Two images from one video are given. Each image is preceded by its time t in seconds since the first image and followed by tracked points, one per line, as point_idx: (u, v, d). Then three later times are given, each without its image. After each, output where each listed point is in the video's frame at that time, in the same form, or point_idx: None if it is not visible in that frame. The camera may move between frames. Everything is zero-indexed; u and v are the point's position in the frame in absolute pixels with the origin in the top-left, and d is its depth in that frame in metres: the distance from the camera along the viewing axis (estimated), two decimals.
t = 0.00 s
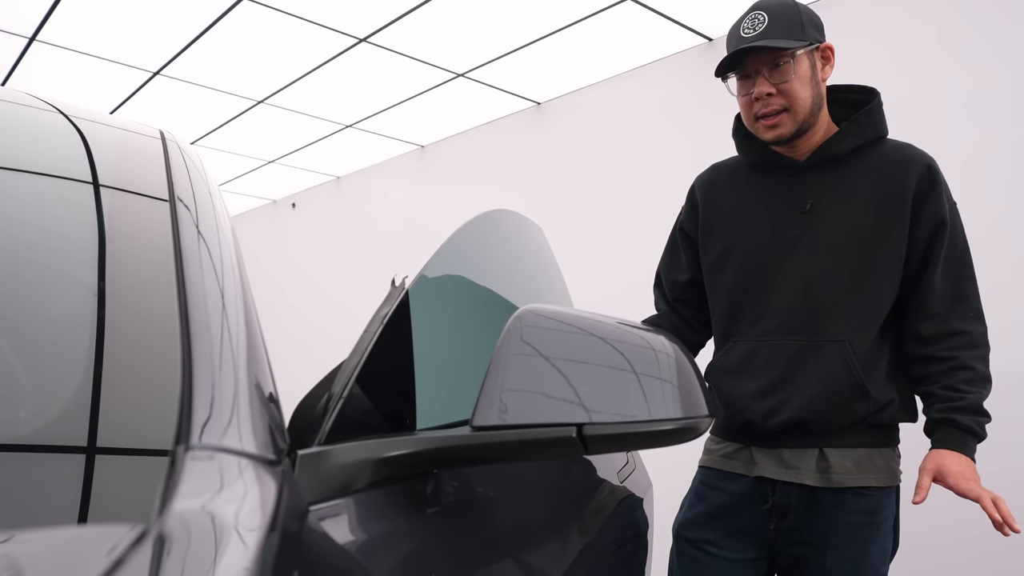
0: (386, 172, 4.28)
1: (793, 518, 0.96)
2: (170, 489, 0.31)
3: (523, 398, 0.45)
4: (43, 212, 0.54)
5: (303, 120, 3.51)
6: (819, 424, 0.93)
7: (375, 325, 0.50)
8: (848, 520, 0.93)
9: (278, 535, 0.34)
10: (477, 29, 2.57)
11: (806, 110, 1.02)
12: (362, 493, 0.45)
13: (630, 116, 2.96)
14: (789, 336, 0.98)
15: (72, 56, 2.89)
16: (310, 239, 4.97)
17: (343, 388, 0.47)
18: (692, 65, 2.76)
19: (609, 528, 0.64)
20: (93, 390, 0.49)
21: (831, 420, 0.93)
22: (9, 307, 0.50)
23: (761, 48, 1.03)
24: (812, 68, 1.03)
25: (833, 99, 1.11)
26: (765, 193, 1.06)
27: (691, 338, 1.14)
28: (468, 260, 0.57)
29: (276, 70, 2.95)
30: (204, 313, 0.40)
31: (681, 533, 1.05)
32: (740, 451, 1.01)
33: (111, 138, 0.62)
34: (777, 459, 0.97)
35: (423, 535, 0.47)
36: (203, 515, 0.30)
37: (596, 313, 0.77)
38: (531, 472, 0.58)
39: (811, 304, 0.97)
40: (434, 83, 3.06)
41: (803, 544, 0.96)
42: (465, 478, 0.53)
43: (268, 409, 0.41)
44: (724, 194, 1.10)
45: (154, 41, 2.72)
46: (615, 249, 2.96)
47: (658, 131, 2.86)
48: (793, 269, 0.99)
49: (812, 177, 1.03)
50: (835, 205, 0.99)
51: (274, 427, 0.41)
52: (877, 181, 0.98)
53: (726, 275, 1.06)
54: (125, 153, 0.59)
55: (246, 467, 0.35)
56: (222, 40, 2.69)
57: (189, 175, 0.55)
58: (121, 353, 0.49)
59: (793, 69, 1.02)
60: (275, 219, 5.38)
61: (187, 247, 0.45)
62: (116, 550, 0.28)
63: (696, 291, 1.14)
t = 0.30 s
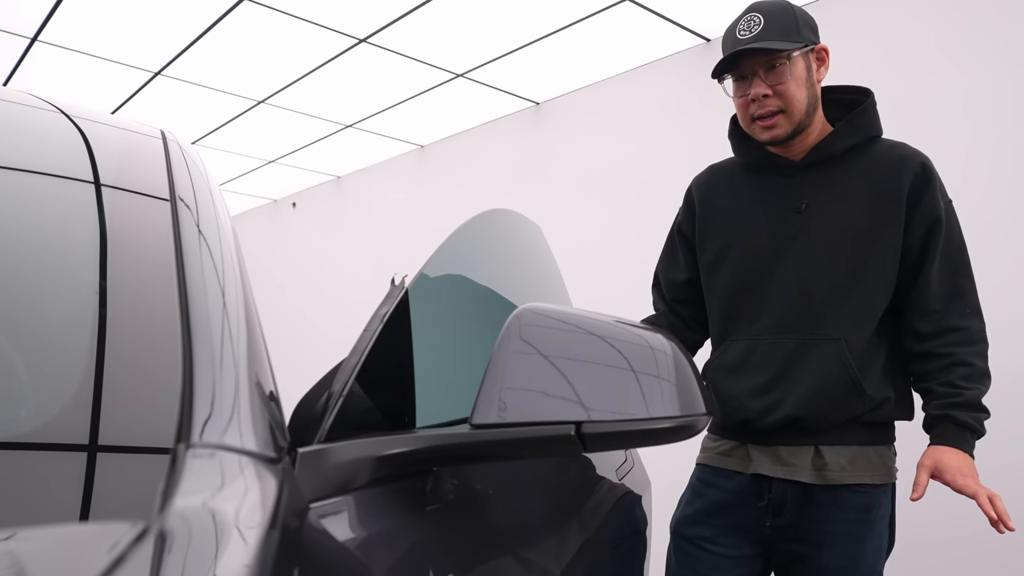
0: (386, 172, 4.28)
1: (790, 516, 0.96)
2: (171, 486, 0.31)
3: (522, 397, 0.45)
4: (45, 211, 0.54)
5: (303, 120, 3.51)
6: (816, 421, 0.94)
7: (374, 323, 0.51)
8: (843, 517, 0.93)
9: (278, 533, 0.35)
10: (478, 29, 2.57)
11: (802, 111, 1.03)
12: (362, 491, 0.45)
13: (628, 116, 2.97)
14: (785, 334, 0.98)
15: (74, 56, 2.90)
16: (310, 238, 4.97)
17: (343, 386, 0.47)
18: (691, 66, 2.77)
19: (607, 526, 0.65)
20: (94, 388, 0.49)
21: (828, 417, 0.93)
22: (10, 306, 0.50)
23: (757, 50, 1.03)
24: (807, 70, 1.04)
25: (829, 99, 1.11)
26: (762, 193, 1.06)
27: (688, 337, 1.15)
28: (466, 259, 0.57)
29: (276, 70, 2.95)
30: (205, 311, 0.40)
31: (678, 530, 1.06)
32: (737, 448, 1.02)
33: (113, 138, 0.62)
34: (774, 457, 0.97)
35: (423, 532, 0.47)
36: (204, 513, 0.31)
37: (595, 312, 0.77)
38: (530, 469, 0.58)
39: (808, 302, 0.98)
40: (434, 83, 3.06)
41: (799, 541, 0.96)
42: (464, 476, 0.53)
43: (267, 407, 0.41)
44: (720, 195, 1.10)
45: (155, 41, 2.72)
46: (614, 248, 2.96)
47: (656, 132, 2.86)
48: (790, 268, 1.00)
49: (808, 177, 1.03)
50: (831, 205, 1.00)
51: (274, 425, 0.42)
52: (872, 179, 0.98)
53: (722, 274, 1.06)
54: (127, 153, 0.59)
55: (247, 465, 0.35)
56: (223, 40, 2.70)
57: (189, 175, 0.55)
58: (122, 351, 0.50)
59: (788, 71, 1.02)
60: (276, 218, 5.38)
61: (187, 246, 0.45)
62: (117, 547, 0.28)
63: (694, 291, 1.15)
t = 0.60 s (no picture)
0: (386, 172, 4.28)
1: (787, 513, 0.96)
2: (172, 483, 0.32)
3: (521, 395, 0.46)
4: (47, 211, 0.55)
5: (303, 120, 3.52)
6: (812, 420, 0.94)
7: (374, 322, 0.51)
8: (841, 515, 0.93)
9: (280, 530, 0.35)
10: (478, 29, 2.57)
11: (799, 112, 1.03)
12: (362, 488, 0.46)
13: (627, 116, 2.97)
14: (782, 333, 0.99)
15: (75, 56, 2.90)
16: (310, 237, 4.97)
17: (343, 385, 0.48)
18: (688, 67, 2.77)
19: (606, 523, 0.65)
20: (96, 386, 0.50)
21: (825, 416, 0.94)
22: (12, 303, 0.50)
23: (754, 52, 1.03)
24: (804, 71, 1.04)
25: (825, 101, 1.12)
26: (760, 193, 1.06)
27: (686, 336, 1.15)
28: (466, 258, 0.57)
29: (277, 70, 2.95)
30: (206, 310, 0.41)
31: (677, 528, 1.06)
32: (735, 446, 1.02)
33: (114, 138, 0.62)
34: (771, 455, 0.98)
35: (423, 529, 0.48)
36: (204, 511, 0.31)
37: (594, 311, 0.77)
38: (529, 468, 0.59)
39: (805, 302, 0.98)
40: (433, 83, 3.06)
41: (797, 539, 0.97)
42: (464, 474, 0.54)
43: (268, 405, 0.42)
44: (718, 195, 1.11)
45: (157, 41, 2.72)
46: (613, 247, 2.96)
47: (655, 133, 2.86)
48: (787, 269, 1.00)
49: (805, 177, 1.03)
50: (828, 206, 1.00)
51: (275, 423, 0.42)
52: (868, 180, 0.99)
53: (720, 274, 1.06)
54: (128, 152, 0.60)
55: (247, 463, 0.36)
56: (224, 41, 2.70)
57: (190, 175, 0.55)
58: (123, 349, 0.50)
59: (785, 73, 1.02)
60: (275, 217, 5.39)
61: (188, 245, 0.45)
62: (118, 544, 0.28)
63: (692, 291, 1.15)
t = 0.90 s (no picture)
0: (386, 171, 4.29)
1: (785, 511, 0.97)
2: (173, 482, 0.32)
3: (520, 393, 0.46)
4: (49, 209, 0.55)
5: (304, 120, 3.52)
6: (810, 419, 0.94)
7: (375, 321, 0.51)
8: (838, 513, 0.94)
9: (281, 526, 0.36)
10: (479, 29, 2.57)
11: (795, 114, 1.03)
12: (362, 486, 0.46)
13: (626, 117, 2.97)
14: (780, 333, 0.99)
15: (77, 55, 2.90)
16: (310, 236, 4.98)
17: (343, 383, 0.48)
18: (687, 67, 2.77)
19: (604, 521, 0.65)
20: (98, 383, 0.50)
21: (822, 415, 0.94)
22: (13, 301, 0.51)
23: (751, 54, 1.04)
24: (800, 72, 1.04)
25: (822, 102, 1.12)
26: (758, 193, 1.07)
27: (684, 336, 1.15)
28: (466, 257, 0.58)
29: (278, 70, 2.96)
30: (207, 310, 0.41)
31: (675, 525, 1.06)
32: (733, 445, 1.03)
33: (116, 137, 0.62)
34: (769, 453, 0.98)
35: (423, 526, 0.48)
36: (205, 508, 0.31)
37: (592, 310, 0.77)
38: (528, 466, 0.59)
39: (803, 302, 0.98)
40: (433, 83, 3.06)
41: (794, 536, 0.97)
42: (463, 471, 0.54)
43: (268, 402, 0.42)
44: (717, 195, 1.11)
45: (158, 40, 2.73)
46: (612, 246, 2.97)
47: (653, 134, 2.86)
48: (785, 269, 1.01)
49: (803, 178, 1.04)
50: (825, 206, 1.00)
51: (276, 421, 0.43)
52: (866, 180, 0.99)
53: (718, 274, 1.07)
54: (130, 151, 0.60)
55: (248, 460, 0.36)
56: (226, 40, 2.71)
57: (192, 174, 0.56)
58: (123, 347, 0.50)
59: (781, 74, 1.03)
60: (276, 216, 5.39)
61: (190, 244, 0.46)
62: (119, 541, 0.28)
63: (690, 291, 1.16)
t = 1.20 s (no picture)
0: (386, 170, 4.29)
1: (782, 509, 0.97)
2: (175, 477, 0.31)
3: (519, 392, 0.46)
4: (52, 209, 0.55)
5: (305, 120, 3.52)
6: (807, 417, 0.95)
7: (375, 319, 0.52)
8: (835, 511, 0.94)
9: (282, 524, 0.36)
10: (480, 29, 2.57)
11: (794, 115, 1.04)
12: (362, 483, 0.47)
13: (625, 117, 2.98)
14: (777, 332, 0.99)
15: (79, 55, 2.91)
16: (310, 235, 4.98)
17: (344, 381, 0.48)
18: (686, 68, 2.78)
19: (602, 519, 0.66)
20: (100, 381, 0.50)
21: (820, 414, 0.94)
22: (15, 300, 0.51)
23: (752, 55, 1.04)
24: (800, 74, 1.04)
25: (820, 103, 1.12)
26: (756, 193, 1.07)
27: (683, 335, 1.16)
28: (466, 256, 0.58)
29: (279, 70, 2.96)
30: (209, 309, 0.41)
31: (673, 523, 1.07)
32: (731, 443, 1.03)
33: (118, 136, 0.62)
34: (766, 451, 0.98)
35: (422, 523, 0.48)
36: (207, 506, 0.31)
37: (592, 310, 0.78)
38: (527, 464, 0.60)
39: (800, 301, 0.99)
40: (434, 84, 3.07)
41: (792, 534, 0.98)
42: (462, 470, 0.54)
43: (269, 401, 0.42)
44: (715, 195, 1.11)
45: (160, 40, 2.73)
46: (610, 245, 2.97)
47: (652, 135, 2.87)
48: (782, 268, 1.01)
49: (800, 178, 1.04)
50: (822, 206, 1.01)
51: (277, 419, 0.43)
52: (862, 181, 0.99)
53: (716, 274, 1.07)
54: (131, 150, 0.60)
55: (249, 458, 0.36)
56: (227, 41, 2.71)
57: (193, 172, 0.56)
58: (125, 346, 0.51)
59: (781, 76, 1.03)
60: (276, 215, 5.40)
61: (192, 243, 0.46)
62: (122, 538, 0.28)
63: (688, 290, 1.16)
